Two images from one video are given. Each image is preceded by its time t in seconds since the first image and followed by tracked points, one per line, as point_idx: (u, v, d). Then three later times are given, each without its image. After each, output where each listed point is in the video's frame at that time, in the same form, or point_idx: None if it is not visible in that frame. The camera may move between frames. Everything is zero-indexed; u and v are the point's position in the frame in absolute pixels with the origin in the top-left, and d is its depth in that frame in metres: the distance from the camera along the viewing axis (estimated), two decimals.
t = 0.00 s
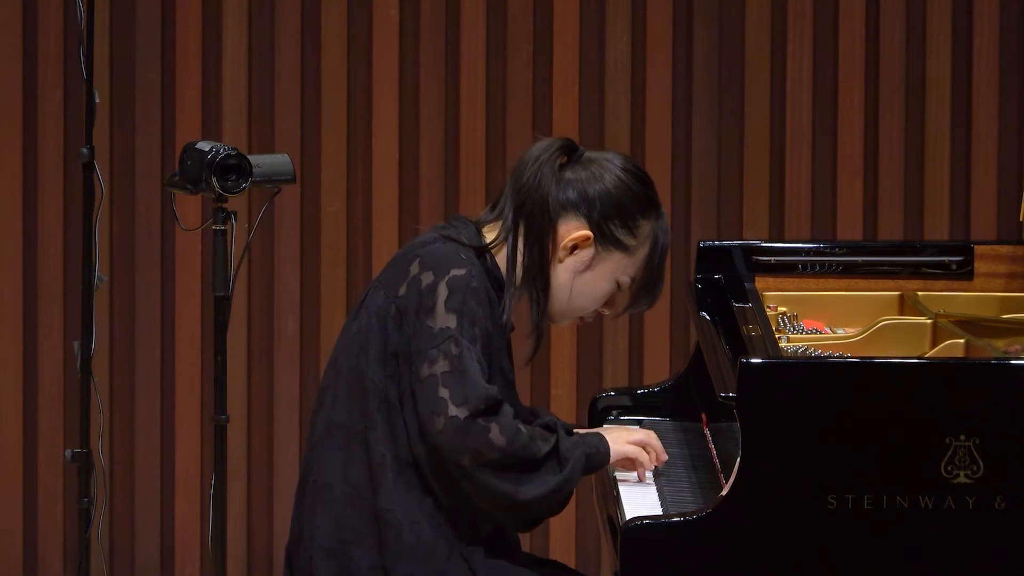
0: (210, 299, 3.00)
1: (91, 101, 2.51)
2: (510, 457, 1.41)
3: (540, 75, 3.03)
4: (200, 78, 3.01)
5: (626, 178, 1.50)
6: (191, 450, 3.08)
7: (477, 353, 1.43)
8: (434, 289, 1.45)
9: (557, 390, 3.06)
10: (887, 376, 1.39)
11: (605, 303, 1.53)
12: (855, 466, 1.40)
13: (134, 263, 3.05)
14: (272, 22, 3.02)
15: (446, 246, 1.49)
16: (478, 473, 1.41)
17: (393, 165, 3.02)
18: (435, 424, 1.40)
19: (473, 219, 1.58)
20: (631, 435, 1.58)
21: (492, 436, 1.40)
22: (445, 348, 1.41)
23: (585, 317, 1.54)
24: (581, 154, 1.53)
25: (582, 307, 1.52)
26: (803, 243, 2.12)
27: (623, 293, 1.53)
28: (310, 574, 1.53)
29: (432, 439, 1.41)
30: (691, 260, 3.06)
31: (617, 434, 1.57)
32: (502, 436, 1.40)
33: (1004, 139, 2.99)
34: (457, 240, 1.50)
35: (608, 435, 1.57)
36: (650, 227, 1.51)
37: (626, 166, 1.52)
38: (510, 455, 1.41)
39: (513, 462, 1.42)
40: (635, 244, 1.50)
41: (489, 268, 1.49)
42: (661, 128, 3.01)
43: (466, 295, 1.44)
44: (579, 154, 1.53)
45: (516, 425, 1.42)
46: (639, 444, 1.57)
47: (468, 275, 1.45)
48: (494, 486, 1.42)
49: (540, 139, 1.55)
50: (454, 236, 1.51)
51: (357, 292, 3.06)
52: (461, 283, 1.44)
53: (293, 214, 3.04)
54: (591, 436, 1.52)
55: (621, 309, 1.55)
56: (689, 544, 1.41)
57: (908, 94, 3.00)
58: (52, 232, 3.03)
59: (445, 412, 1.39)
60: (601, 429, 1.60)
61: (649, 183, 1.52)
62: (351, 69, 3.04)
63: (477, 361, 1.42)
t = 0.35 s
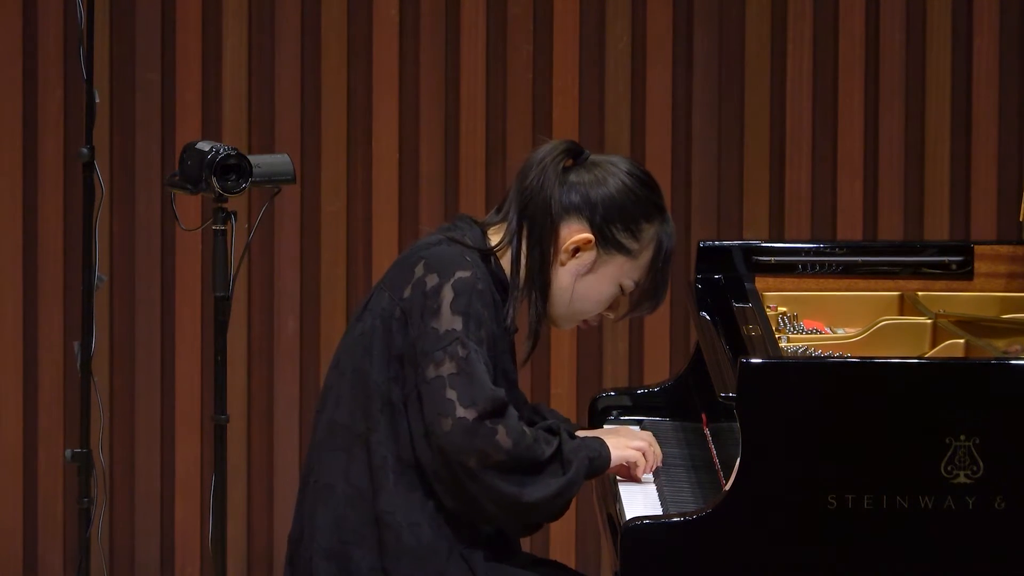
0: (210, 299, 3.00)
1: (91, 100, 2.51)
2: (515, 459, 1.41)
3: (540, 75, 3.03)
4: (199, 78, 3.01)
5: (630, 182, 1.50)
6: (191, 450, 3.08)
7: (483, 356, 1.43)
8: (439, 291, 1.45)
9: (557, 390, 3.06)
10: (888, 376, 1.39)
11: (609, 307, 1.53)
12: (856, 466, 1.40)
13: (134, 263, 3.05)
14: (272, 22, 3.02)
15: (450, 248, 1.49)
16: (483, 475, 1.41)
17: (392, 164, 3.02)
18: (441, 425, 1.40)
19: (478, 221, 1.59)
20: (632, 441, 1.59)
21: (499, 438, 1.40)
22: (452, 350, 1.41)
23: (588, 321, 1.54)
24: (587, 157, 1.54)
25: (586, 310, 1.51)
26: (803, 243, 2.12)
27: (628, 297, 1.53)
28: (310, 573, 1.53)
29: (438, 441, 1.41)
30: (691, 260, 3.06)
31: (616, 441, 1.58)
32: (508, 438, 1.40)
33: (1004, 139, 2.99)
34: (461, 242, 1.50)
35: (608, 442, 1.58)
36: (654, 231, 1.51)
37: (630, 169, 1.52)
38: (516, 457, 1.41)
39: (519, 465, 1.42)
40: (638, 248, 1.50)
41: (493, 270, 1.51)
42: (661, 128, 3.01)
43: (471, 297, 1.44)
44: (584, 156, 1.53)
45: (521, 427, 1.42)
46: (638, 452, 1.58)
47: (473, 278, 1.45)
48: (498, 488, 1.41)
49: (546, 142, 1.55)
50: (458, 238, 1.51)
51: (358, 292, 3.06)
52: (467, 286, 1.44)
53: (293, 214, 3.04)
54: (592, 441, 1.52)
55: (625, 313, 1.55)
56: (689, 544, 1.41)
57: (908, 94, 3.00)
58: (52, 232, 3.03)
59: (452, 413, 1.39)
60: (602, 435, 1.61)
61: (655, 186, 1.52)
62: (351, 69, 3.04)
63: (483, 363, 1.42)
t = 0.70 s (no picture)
0: (210, 299, 3.00)
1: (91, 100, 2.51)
2: (535, 455, 1.41)
3: (540, 75, 3.03)
4: (199, 77, 3.01)
5: (629, 181, 1.49)
6: (191, 450, 3.08)
7: (494, 356, 1.43)
8: (445, 294, 1.44)
9: (557, 390, 3.06)
10: (888, 376, 1.39)
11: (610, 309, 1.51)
12: (857, 467, 1.40)
13: (134, 263, 3.05)
14: (272, 21, 3.02)
15: (453, 251, 1.48)
16: (504, 474, 1.41)
17: (392, 164, 3.02)
18: (459, 427, 1.40)
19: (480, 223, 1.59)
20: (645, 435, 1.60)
21: (518, 436, 1.40)
22: (462, 353, 1.41)
23: (590, 324, 1.52)
24: (589, 157, 1.54)
25: (584, 312, 1.50)
26: (803, 243, 2.12)
27: (629, 298, 1.51)
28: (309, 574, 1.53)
29: (455, 443, 1.41)
30: (691, 260, 3.06)
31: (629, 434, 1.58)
32: (526, 434, 1.40)
33: (1004, 139, 2.99)
34: (464, 245, 1.50)
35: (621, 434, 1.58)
36: (651, 232, 1.50)
37: (631, 169, 1.51)
38: (536, 453, 1.41)
39: (539, 461, 1.42)
40: (634, 249, 1.48)
41: (497, 272, 1.50)
42: (661, 128, 3.01)
43: (478, 299, 1.44)
44: (586, 157, 1.54)
45: (538, 423, 1.42)
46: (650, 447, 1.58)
47: (478, 280, 1.45)
48: (521, 486, 1.41)
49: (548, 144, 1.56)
50: (461, 240, 1.50)
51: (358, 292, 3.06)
52: (473, 288, 1.44)
53: (293, 214, 3.04)
54: (605, 432, 1.52)
55: (627, 313, 1.53)
56: (688, 545, 1.41)
57: (908, 94, 3.00)
58: (52, 231, 3.03)
59: (469, 415, 1.39)
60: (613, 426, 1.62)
61: (656, 187, 1.51)
62: (351, 69, 3.04)
63: (495, 363, 1.42)
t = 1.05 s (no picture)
0: (210, 299, 3.00)
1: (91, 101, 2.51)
2: (537, 462, 1.41)
3: (540, 75, 3.03)
4: (199, 77, 3.01)
5: (623, 185, 1.48)
6: (191, 450, 3.08)
7: (494, 364, 1.43)
8: (444, 303, 1.45)
9: (557, 390, 3.06)
10: (888, 377, 1.39)
11: (606, 311, 1.50)
12: (857, 467, 1.40)
13: (134, 263, 3.05)
14: (272, 21, 3.02)
15: (452, 257, 1.48)
16: (507, 483, 1.41)
17: (392, 164, 3.02)
18: (460, 437, 1.41)
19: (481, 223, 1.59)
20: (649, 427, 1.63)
21: (519, 444, 1.40)
22: (461, 363, 1.42)
23: (590, 324, 1.52)
24: (585, 159, 1.53)
25: (578, 317, 1.49)
26: (803, 243, 2.12)
27: (624, 301, 1.50)
28: None
29: (457, 452, 1.42)
30: (691, 260, 3.06)
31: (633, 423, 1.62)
32: (527, 442, 1.40)
33: (1004, 140, 2.99)
34: (463, 249, 1.50)
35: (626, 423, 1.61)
36: (645, 234, 1.49)
37: (626, 172, 1.50)
38: (538, 460, 1.41)
39: (541, 468, 1.42)
40: (627, 253, 1.48)
41: (497, 277, 1.49)
42: (661, 128, 3.01)
43: (477, 307, 1.44)
44: (582, 158, 1.53)
45: (540, 429, 1.42)
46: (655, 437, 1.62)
47: (476, 287, 1.45)
48: (524, 492, 1.41)
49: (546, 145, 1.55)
50: (461, 245, 1.51)
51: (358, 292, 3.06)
52: (471, 296, 1.44)
53: (293, 214, 3.04)
54: (609, 424, 1.54)
55: (625, 314, 1.51)
56: (688, 545, 1.41)
57: (908, 94, 3.00)
58: (52, 231, 3.03)
59: (470, 425, 1.40)
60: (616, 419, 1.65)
61: (651, 190, 1.50)
62: (351, 69, 3.04)
63: (495, 371, 1.42)
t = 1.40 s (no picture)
0: (210, 299, 3.00)
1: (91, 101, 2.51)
2: (533, 468, 1.42)
3: (540, 75, 3.03)
4: (199, 78, 3.01)
5: (607, 186, 1.47)
6: (191, 450, 3.08)
7: (487, 369, 1.43)
8: (435, 307, 1.44)
9: (557, 390, 3.06)
10: (888, 376, 1.39)
11: (599, 306, 1.52)
12: (856, 468, 1.40)
13: (134, 263, 3.05)
14: (272, 22, 3.02)
15: (443, 260, 1.48)
16: (502, 487, 1.42)
17: (392, 165, 3.02)
18: (455, 441, 1.41)
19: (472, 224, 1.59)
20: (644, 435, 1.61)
21: (515, 450, 1.41)
22: (455, 367, 1.41)
23: (583, 319, 1.53)
24: (569, 157, 1.52)
25: (569, 315, 1.51)
26: (803, 243, 2.12)
27: (614, 297, 1.51)
28: None
29: (452, 457, 1.42)
30: (691, 259, 3.06)
31: (628, 435, 1.60)
32: (524, 448, 1.41)
33: (1004, 140, 2.99)
34: (455, 252, 1.50)
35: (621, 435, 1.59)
36: (631, 234, 1.48)
37: (611, 171, 1.49)
38: (534, 466, 1.42)
39: (537, 474, 1.43)
40: (613, 253, 1.48)
41: (489, 280, 1.50)
42: (661, 128, 3.01)
43: (469, 311, 1.44)
44: (567, 157, 1.52)
45: (535, 435, 1.43)
46: (652, 447, 1.60)
47: (468, 291, 1.45)
48: (519, 499, 1.42)
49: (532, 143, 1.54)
50: (452, 247, 1.50)
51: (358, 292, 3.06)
52: (463, 300, 1.44)
53: (293, 214, 3.04)
54: (604, 437, 1.55)
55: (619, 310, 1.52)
56: (688, 544, 1.41)
57: (908, 94, 3.01)
58: (52, 231, 3.03)
59: (466, 430, 1.40)
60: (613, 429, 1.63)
61: (636, 188, 1.49)
62: (351, 69, 3.05)
63: (489, 377, 1.42)
